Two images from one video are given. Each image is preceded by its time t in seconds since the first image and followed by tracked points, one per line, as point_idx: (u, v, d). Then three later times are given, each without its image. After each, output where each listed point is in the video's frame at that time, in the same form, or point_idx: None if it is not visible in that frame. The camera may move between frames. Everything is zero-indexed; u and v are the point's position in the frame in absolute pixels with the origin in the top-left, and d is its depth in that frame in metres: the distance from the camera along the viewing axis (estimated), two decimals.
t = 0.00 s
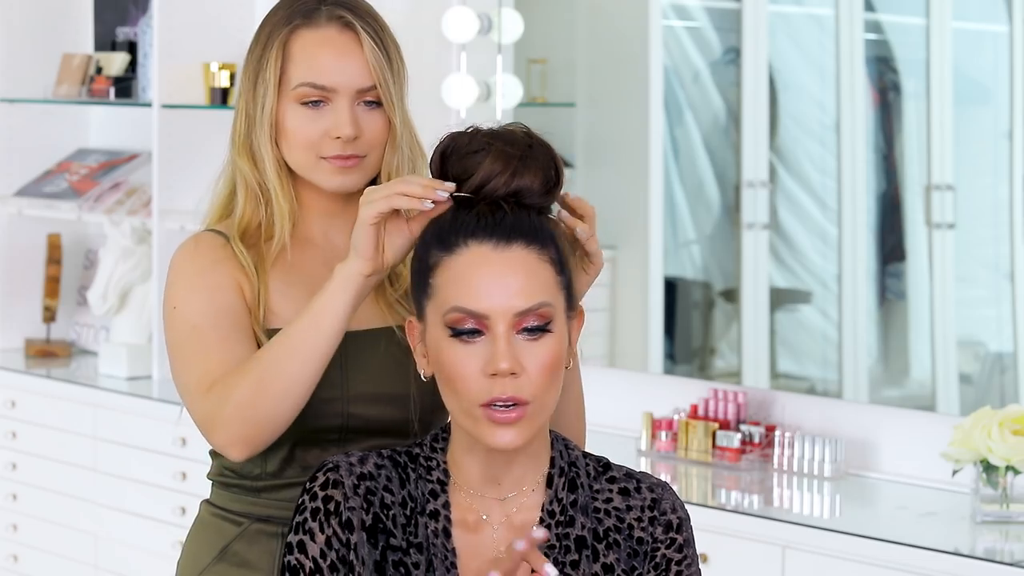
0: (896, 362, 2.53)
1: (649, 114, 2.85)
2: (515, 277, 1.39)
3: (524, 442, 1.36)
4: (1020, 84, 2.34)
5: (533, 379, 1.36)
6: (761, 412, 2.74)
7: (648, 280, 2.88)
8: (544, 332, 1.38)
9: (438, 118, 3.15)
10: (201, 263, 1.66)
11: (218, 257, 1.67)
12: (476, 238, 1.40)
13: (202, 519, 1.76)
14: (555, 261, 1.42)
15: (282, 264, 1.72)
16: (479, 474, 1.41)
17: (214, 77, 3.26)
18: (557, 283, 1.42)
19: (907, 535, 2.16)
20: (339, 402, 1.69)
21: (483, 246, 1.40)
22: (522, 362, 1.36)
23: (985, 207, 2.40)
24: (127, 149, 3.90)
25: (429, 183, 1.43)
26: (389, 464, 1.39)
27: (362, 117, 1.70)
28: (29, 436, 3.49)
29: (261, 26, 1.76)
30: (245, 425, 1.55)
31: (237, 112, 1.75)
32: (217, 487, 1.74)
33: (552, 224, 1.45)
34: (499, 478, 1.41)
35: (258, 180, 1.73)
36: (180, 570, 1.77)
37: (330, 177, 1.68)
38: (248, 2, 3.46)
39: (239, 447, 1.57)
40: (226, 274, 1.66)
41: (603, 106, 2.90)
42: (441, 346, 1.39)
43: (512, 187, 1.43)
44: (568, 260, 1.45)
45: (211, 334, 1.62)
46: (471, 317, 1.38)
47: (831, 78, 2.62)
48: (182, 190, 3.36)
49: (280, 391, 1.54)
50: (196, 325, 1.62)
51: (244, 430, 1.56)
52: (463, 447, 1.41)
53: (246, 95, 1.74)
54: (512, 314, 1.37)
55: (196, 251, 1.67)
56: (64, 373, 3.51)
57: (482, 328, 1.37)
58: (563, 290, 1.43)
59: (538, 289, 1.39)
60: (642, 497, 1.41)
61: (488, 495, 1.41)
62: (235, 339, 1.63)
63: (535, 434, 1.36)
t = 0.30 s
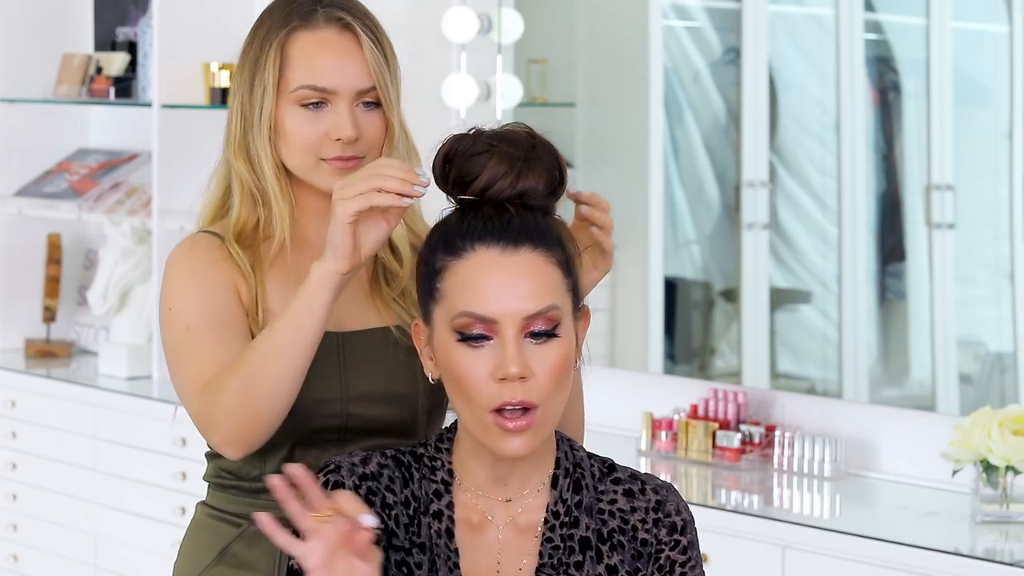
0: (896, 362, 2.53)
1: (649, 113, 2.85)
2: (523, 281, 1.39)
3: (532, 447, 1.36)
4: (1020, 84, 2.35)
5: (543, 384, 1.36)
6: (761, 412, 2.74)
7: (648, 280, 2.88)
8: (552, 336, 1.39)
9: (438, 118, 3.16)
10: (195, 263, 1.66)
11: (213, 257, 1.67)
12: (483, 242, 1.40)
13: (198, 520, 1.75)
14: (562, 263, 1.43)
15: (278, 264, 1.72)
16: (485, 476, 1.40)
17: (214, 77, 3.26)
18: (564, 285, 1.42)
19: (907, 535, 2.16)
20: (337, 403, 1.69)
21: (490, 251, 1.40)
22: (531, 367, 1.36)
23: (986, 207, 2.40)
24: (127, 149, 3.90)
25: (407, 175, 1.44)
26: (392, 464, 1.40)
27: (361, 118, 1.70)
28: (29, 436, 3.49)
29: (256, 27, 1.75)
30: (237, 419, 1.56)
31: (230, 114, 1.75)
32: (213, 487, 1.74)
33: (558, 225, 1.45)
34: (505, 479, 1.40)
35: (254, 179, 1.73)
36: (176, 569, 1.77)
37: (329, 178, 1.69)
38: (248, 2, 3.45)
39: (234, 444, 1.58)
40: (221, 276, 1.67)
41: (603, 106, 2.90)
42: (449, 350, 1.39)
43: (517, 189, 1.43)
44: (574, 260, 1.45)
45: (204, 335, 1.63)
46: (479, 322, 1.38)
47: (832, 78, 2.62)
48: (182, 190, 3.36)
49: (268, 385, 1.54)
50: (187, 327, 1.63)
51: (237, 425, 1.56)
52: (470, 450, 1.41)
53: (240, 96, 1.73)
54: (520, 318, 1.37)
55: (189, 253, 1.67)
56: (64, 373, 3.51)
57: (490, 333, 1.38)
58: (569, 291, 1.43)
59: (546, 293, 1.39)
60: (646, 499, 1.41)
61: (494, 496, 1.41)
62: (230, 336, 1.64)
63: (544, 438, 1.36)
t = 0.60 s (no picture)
0: (896, 362, 2.53)
1: (649, 113, 2.86)
2: (501, 284, 1.39)
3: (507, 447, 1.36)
4: (1020, 84, 2.35)
5: (515, 387, 1.36)
6: (761, 412, 2.74)
7: (648, 280, 2.88)
8: (529, 340, 1.38)
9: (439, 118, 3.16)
10: (181, 270, 1.67)
11: (198, 263, 1.68)
12: (465, 243, 1.40)
13: (192, 523, 1.76)
14: (549, 266, 1.42)
15: (266, 268, 1.74)
16: (478, 475, 1.41)
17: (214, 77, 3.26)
18: (550, 289, 1.42)
19: (907, 535, 2.16)
20: (334, 405, 1.70)
21: (471, 252, 1.40)
22: (505, 369, 1.36)
23: (985, 207, 2.40)
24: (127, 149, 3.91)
25: (428, 175, 1.45)
26: (389, 464, 1.39)
27: (337, 118, 1.72)
28: (29, 436, 3.49)
29: (222, 33, 1.76)
30: (238, 418, 1.55)
31: (202, 123, 1.75)
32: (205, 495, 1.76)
33: (552, 226, 1.44)
34: (498, 478, 1.40)
35: (233, 186, 1.73)
36: None
37: (310, 181, 1.70)
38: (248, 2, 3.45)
39: (233, 445, 1.58)
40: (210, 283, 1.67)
41: (603, 106, 2.90)
42: (427, 348, 1.40)
43: (512, 188, 1.43)
44: (565, 263, 1.44)
45: (195, 339, 1.63)
46: (455, 322, 1.38)
47: (831, 78, 2.62)
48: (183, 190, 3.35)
49: (270, 386, 1.53)
50: (177, 332, 1.63)
51: (238, 425, 1.56)
52: (461, 450, 1.41)
53: (211, 105, 1.74)
54: (496, 321, 1.37)
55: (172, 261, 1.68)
56: (64, 373, 3.51)
57: (466, 333, 1.38)
58: (554, 296, 1.42)
59: (524, 298, 1.39)
60: (643, 498, 1.41)
61: (488, 496, 1.41)
62: (220, 340, 1.64)
63: (518, 439, 1.36)
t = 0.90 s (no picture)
0: (896, 362, 2.53)
1: (649, 114, 2.86)
2: (505, 283, 1.39)
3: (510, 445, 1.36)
4: (1020, 84, 2.35)
5: (520, 385, 1.37)
6: (761, 412, 2.74)
7: (648, 280, 2.87)
8: (533, 338, 1.38)
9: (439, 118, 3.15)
10: (155, 275, 1.70)
11: (166, 262, 1.72)
12: (467, 242, 1.40)
13: (172, 527, 1.82)
14: (549, 264, 1.42)
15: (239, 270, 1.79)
16: (476, 475, 1.40)
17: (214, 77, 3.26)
18: (551, 286, 1.42)
19: (908, 535, 2.16)
20: (315, 406, 1.76)
21: (473, 251, 1.40)
22: (509, 367, 1.37)
23: (986, 207, 2.40)
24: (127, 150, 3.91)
25: (444, 181, 1.41)
26: (388, 465, 1.39)
27: (298, 115, 1.77)
28: (29, 436, 3.49)
29: (170, 40, 1.78)
30: (240, 412, 1.55)
31: (157, 132, 1.79)
32: (185, 497, 1.82)
33: (550, 225, 1.44)
34: (497, 479, 1.40)
35: (194, 193, 1.78)
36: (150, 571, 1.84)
37: (277, 181, 1.76)
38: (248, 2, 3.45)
39: (229, 443, 1.57)
40: (186, 284, 1.71)
41: (603, 106, 2.90)
42: (430, 346, 1.40)
43: (509, 187, 1.43)
44: (565, 260, 1.44)
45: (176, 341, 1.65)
46: (460, 320, 1.38)
47: (831, 78, 2.62)
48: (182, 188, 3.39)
49: (270, 382, 1.53)
50: (156, 332, 1.66)
51: (239, 421, 1.55)
52: (461, 450, 1.40)
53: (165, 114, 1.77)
54: (500, 319, 1.38)
55: (144, 266, 1.71)
56: (64, 373, 3.51)
57: (471, 332, 1.38)
58: (556, 293, 1.42)
59: (528, 295, 1.39)
60: (641, 497, 1.41)
61: (485, 495, 1.41)
62: (201, 339, 1.66)
63: (522, 436, 1.37)
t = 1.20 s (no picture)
0: (896, 362, 2.53)
1: (649, 113, 2.86)
2: (520, 285, 1.39)
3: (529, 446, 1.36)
4: (1021, 84, 2.35)
5: (541, 386, 1.36)
6: (761, 412, 2.75)
7: (648, 281, 2.88)
8: (547, 339, 1.38)
9: (439, 118, 3.15)
10: (134, 281, 1.70)
11: (149, 272, 1.72)
12: (478, 246, 1.40)
13: (150, 531, 1.83)
14: (558, 265, 1.42)
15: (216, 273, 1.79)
16: (482, 476, 1.41)
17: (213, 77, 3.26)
18: (559, 286, 1.42)
19: (908, 535, 2.16)
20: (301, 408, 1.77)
21: (486, 254, 1.40)
22: (528, 369, 1.36)
23: (986, 207, 2.40)
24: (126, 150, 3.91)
25: (447, 187, 1.41)
26: (388, 465, 1.39)
27: (267, 115, 1.78)
28: (29, 436, 3.49)
29: (132, 47, 1.78)
30: (247, 420, 1.55)
31: (125, 141, 1.79)
32: (162, 500, 1.83)
33: (553, 226, 1.45)
34: (501, 479, 1.41)
35: (165, 200, 1.78)
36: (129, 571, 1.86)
37: (251, 182, 1.77)
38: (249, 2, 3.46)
39: (231, 453, 1.57)
40: (169, 290, 1.71)
41: (603, 106, 2.90)
42: (444, 351, 1.39)
43: (510, 192, 1.43)
44: (569, 261, 1.45)
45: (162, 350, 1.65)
46: (476, 324, 1.38)
47: (831, 78, 2.62)
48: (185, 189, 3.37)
49: (281, 393, 1.53)
50: (144, 341, 1.65)
51: (245, 430, 1.55)
52: (468, 451, 1.40)
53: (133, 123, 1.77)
54: (517, 323, 1.37)
55: (119, 276, 1.70)
56: (64, 373, 3.51)
57: (487, 335, 1.37)
58: (565, 294, 1.43)
59: (543, 296, 1.39)
60: (642, 497, 1.41)
61: (490, 496, 1.41)
62: (190, 346, 1.65)
63: (541, 436, 1.36)
